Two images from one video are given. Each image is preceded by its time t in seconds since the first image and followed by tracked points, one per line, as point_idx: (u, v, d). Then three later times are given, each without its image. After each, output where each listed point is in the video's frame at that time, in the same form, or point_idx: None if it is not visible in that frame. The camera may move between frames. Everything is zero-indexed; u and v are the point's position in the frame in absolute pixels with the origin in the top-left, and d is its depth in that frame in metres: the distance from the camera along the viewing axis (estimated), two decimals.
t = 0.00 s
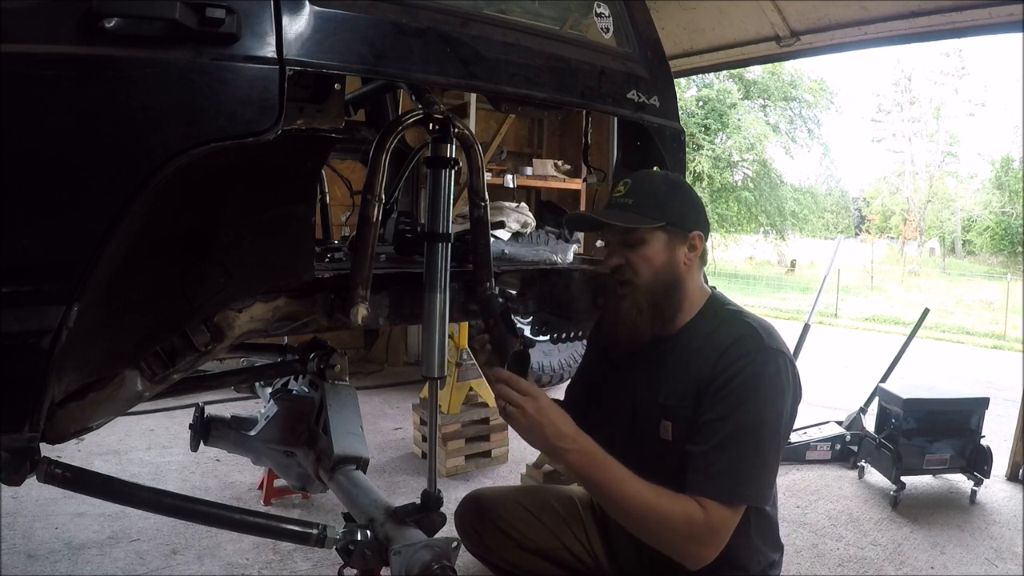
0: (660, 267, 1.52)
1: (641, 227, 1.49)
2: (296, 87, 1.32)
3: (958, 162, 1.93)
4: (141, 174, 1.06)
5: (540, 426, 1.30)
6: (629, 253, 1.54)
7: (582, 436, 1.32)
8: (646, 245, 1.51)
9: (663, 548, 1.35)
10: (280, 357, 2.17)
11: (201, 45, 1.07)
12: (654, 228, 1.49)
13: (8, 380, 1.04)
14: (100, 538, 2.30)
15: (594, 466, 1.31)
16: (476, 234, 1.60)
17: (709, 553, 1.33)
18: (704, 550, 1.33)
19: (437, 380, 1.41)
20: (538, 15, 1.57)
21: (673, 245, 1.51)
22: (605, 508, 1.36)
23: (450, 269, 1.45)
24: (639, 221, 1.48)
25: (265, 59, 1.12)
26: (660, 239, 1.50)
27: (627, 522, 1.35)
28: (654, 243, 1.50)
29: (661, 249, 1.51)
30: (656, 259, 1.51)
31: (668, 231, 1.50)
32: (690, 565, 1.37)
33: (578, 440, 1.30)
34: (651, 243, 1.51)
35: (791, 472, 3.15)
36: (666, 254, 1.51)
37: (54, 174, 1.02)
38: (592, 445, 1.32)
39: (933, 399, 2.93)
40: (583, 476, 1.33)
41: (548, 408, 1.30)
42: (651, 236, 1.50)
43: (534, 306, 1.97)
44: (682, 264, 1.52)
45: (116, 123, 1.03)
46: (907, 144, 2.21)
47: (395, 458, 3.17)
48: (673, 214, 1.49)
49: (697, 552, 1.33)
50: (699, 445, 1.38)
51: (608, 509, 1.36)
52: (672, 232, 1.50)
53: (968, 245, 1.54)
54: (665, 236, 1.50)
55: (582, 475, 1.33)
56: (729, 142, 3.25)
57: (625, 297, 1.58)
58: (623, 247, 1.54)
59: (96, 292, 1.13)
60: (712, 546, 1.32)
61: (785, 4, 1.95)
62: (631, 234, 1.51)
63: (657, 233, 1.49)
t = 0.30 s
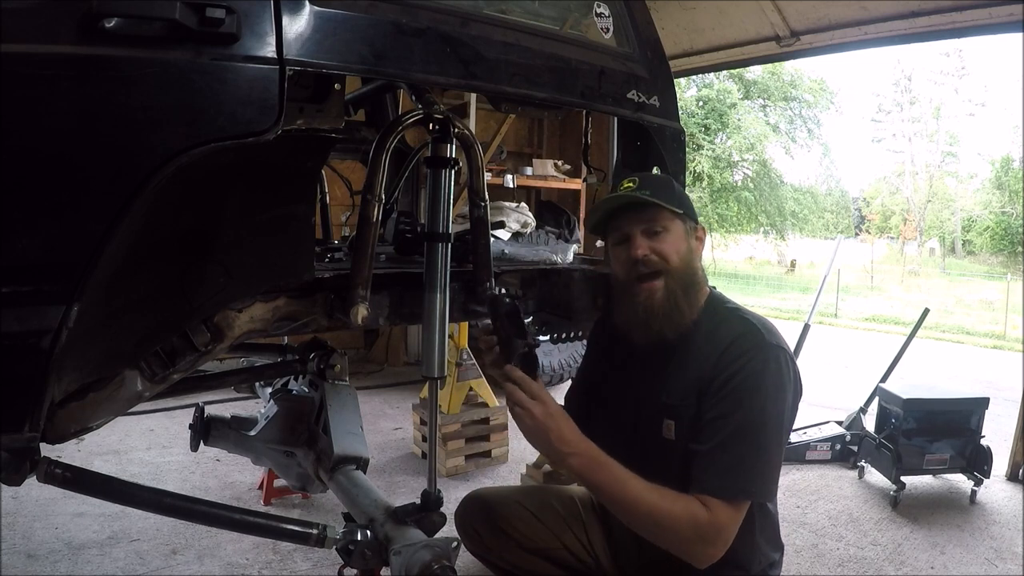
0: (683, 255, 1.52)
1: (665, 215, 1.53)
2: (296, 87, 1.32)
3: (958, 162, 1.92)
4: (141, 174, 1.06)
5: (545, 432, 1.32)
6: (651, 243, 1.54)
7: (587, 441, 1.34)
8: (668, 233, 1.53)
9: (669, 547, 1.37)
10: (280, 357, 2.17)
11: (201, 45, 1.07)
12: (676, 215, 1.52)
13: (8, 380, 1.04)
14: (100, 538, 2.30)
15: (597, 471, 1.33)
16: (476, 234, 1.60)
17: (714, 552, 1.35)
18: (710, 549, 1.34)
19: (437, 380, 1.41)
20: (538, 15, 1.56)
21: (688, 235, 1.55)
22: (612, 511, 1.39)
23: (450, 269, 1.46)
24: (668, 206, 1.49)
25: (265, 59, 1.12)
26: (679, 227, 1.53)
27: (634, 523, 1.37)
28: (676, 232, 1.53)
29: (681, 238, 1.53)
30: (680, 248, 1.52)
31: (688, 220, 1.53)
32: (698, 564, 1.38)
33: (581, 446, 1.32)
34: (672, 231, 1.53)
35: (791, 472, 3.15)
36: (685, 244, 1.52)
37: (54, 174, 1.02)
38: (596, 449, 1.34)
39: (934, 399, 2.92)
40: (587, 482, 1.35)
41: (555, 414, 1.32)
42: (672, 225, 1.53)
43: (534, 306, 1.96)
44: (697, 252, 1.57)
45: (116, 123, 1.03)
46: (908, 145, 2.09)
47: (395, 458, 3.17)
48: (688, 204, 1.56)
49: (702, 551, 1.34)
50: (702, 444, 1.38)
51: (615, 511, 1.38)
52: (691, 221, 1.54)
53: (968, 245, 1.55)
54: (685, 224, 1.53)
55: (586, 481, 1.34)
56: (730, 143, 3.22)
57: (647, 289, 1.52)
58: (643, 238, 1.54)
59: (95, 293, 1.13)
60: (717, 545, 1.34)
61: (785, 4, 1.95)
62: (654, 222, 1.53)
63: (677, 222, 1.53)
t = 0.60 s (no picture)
0: (678, 257, 1.56)
1: (663, 219, 1.54)
2: (296, 87, 1.32)
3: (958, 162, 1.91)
4: (141, 174, 1.06)
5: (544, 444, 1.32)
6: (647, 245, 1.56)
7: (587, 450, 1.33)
8: (664, 236, 1.55)
9: (674, 548, 1.37)
10: (280, 357, 2.17)
11: (201, 45, 1.07)
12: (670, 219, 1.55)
13: (8, 380, 1.04)
14: (100, 538, 2.30)
15: (602, 478, 1.33)
16: (476, 234, 1.60)
17: (717, 552, 1.35)
18: (715, 549, 1.34)
19: (437, 380, 1.41)
20: (538, 15, 1.56)
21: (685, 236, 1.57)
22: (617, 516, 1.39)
23: (450, 269, 1.46)
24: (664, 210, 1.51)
25: (266, 59, 1.12)
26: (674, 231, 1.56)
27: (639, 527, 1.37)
28: (672, 234, 1.55)
29: (677, 239, 1.56)
30: (675, 250, 1.56)
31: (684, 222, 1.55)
32: (703, 564, 1.39)
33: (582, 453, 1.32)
34: (668, 235, 1.55)
35: (791, 472, 3.15)
36: (682, 245, 1.56)
37: (54, 174, 1.02)
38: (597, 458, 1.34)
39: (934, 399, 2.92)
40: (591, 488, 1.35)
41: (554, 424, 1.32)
42: (669, 228, 1.55)
43: (534, 306, 1.96)
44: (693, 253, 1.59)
45: (116, 123, 1.03)
46: (908, 145, 2.11)
47: (395, 458, 3.17)
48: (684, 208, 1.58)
49: (707, 551, 1.34)
50: (704, 444, 1.38)
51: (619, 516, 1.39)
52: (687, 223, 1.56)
53: (968, 245, 1.55)
54: (681, 227, 1.55)
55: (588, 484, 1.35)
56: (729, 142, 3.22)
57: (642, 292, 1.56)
58: (639, 240, 1.57)
59: (95, 293, 1.13)
60: (721, 545, 1.34)
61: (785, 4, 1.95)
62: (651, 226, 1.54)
63: (674, 224, 1.55)
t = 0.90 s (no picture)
0: (651, 284, 1.49)
1: (630, 251, 1.45)
2: (296, 87, 1.32)
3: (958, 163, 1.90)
4: (141, 174, 1.06)
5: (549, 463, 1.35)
6: (619, 275, 1.50)
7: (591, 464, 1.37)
8: (634, 267, 1.47)
9: (684, 555, 1.38)
10: (280, 357, 2.17)
11: (201, 45, 1.07)
12: (637, 250, 1.45)
13: (8, 380, 1.04)
14: (100, 538, 2.30)
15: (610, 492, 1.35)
16: (477, 234, 1.59)
17: (730, 557, 1.36)
18: (726, 555, 1.35)
19: (437, 380, 1.41)
20: (538, 16, 1.56)
21: (662, 262, 1.47)
22: (628, 529, 1.41)
23: (450, 269, 1.46)
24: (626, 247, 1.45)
25: (266, 59, 1.12)
26: (647, 258, 1.45)
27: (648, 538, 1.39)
28: (644, 264, 1.46)
29: (650, 268, 1.47)
30: (646, 279, 1.48)
31: (655, 250, 1.45)
32: (716, 571, 1.40)
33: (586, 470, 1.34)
34: (638, 265, 1.47)
35: (791, 472, 3.15)
36: (655, 272, 1.47)
37: (54, 174, 1.02)
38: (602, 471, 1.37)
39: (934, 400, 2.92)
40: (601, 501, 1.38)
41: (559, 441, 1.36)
42: (639, 259, 1.45)
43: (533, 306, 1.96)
44: (673, 275, 1.49)
45: (116, 123, 1.03)
46: (907, 144, 2.11)
47: (395, 458, 3.17)
48: (658, 233, 1.44)
49: (717, 558, 1.36)
50: (706, 450, 1.37)
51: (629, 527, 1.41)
52: (659, 250, 1.45)
53: (968, 246, 1.54)
54: (653, 256, 1.45)
55: (596, 497, 1.38)
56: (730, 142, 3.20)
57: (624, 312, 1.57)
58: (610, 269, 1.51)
59: (95, 293, 1.13)
60: (733, 550, 1.35)
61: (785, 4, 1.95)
62: (619, 260, 1.47)
63: (645, 255, 1.45)
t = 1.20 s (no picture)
0: (635, 298, 1.39)
1: (610, 266, 1.36)
2: (297, 88, 1.31)
3: (959, 163, 1.85)
4: (141, 174, 1.06)
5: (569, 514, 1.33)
6: (602, 291, 1.40)
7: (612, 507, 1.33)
8: (617, 282, 1.37)
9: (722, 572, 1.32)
10: (280, 357, 2.17)
11: (201, 45, 1.07)
12: (619, 264, 1.36)
13: (8, 381, 1.04)
14: (100, 538, 2.30)
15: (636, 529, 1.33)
16: (476, 234, 1.60)
17: (772, 562, 1.29)
18: (767, 563, 1.29)
19: (437, 380, 1.41)
20: (538, 16, 1.56)
21: (644, 275, 1.38)
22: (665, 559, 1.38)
23: (450, 269, 1.46)
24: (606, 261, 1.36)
25: (266, 59, 1.12)
26: (629, 272, 1.36)
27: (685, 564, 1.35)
28: (627, 278, 1.37)
29: (633, 281, 1.37)
30: (631, 293, 1.38)
31: (636, 263, 1.36)
32: None
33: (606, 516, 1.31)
34: (621, 281, 1.37)
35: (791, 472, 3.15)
36: (639, 285, 1.38)
37: (54, 174, 1.02)
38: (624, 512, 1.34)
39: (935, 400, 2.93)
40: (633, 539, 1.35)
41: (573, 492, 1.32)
42: (621, 273, 1.36)
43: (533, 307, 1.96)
44: (658, 287, 1.40)
45: (116, 123, 1.03)
46: (908, 145, 2.03)
47: (395, 458, 3.16)
48: (639, 245, 1.35)
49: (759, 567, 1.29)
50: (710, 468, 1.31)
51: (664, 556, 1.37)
52: (641, 262, 1.36)
53: (968, 246, 1.55)
54: (635, 269, 1.36)
55: (628, 538, 1.35)
56: (730, 142, 3.19)
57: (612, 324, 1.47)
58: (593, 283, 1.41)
59: (95, 293, 1.14)
60: (773, 556, 1.28)
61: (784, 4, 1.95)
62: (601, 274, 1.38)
63: (626, 268, 1.36)
